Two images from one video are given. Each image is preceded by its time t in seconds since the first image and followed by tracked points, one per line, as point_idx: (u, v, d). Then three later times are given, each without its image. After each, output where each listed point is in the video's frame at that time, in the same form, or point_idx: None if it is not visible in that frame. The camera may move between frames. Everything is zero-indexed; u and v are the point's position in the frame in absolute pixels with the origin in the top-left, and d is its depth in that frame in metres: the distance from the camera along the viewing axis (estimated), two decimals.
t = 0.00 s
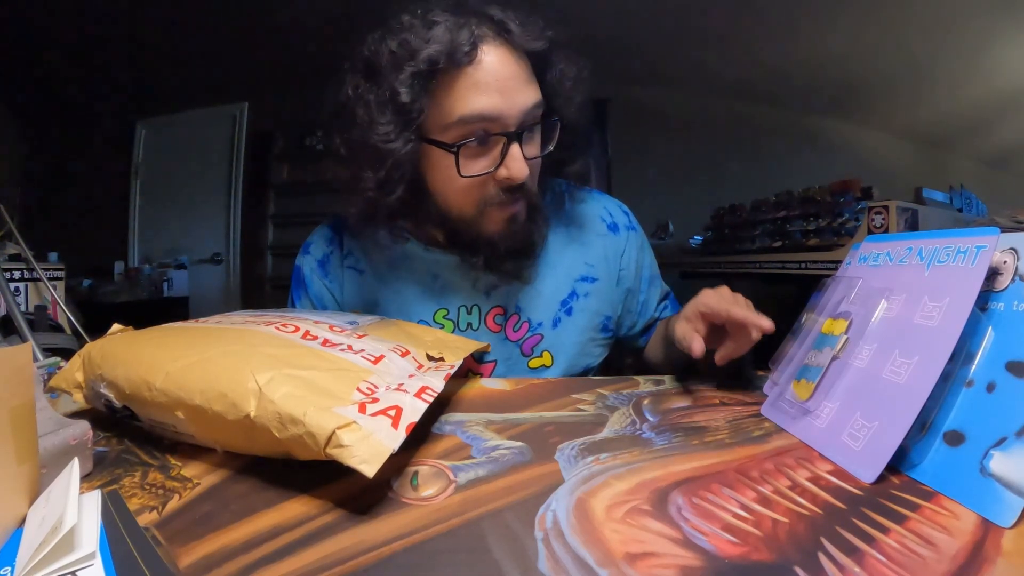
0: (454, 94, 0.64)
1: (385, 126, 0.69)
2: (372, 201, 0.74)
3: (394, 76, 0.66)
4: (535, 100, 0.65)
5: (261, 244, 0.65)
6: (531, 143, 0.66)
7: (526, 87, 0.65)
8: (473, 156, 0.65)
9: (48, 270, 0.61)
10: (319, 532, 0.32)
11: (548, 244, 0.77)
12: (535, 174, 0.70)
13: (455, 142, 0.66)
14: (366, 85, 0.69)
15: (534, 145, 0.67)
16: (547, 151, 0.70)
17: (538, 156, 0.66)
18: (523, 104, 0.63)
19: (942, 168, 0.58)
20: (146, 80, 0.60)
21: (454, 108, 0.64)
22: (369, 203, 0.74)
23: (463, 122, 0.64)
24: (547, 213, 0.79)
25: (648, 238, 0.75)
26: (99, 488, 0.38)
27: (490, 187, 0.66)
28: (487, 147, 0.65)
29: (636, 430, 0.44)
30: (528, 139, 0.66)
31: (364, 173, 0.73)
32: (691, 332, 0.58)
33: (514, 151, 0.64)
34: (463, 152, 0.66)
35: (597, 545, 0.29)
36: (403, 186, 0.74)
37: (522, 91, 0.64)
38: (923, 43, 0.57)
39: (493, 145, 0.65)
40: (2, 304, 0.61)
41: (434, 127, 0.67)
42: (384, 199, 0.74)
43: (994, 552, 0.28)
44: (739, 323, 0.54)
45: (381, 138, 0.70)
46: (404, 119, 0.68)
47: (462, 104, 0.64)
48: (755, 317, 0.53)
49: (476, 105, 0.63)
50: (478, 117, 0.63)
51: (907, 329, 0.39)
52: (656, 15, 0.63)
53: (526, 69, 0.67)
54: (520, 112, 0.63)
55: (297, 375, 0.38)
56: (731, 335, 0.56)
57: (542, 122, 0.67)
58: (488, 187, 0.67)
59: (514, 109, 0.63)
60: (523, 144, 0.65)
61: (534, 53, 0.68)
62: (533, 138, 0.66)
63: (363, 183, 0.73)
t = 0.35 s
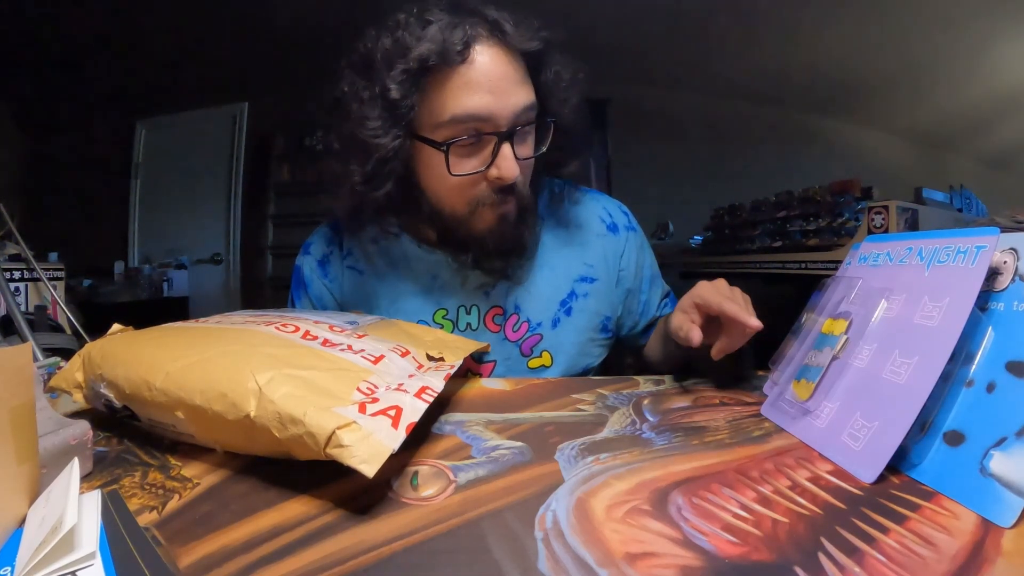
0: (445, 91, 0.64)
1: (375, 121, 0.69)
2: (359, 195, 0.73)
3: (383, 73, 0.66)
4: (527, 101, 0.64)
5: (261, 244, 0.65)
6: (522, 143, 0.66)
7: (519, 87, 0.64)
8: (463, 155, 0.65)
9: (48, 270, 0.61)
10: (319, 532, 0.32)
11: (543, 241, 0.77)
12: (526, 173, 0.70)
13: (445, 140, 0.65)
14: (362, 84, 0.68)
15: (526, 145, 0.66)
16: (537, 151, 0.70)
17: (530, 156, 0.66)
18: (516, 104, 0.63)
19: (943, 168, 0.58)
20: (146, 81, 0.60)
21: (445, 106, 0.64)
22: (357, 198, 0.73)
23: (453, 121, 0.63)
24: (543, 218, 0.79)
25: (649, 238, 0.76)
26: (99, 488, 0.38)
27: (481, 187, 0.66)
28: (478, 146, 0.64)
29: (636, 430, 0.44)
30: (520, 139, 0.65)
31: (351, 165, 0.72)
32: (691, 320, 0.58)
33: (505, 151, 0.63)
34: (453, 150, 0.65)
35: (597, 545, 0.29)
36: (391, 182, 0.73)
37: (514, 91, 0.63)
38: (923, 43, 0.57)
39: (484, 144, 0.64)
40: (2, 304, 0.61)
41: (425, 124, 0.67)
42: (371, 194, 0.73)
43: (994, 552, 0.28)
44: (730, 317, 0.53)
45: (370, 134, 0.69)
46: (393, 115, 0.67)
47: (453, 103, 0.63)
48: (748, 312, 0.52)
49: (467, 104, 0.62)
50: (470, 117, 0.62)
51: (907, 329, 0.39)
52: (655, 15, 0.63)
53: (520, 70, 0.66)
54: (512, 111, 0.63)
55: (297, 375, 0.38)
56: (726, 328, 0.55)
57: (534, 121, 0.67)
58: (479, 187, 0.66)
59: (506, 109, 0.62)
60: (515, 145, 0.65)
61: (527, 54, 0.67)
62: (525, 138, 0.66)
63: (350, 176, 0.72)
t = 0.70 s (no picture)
0: (443, 92, 0.64)
1: (373, 124, 0.68)
2: (358, 198, 0.73)
3: (381, 75, 0.65)
4: (525, 100, 0.64)
5: (261, 243, 0.65)
6: (521, 142, 0.66)
7: (518, 86, 0.64)
8: (462, 156, 0.65)
9: (48, 270, 0.61)
10: (319, 532, 0.32)
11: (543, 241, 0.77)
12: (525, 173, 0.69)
13: (445, 141, 0.65)
14: (359, 85, 0.68)
15: (525, 143, 0.66)
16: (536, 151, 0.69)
17: (529, 155, 0.66)
18: (514, 103, 0.63)
19: (943, 168, 0.58)
20: (146, 81, 0.60)
21: (444, 107, 0.64)
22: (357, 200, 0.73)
23: (452, 121, 0.63)
24: (543, 217, 0.80)
25: (648, 238, 0.76)
26: (99, 488, 0.38)
27: (481, 187, 0.66)
28: (477, 146, 0.64)
29: (636, 430, 0.44)
30: (519, 138, 0.65)
31: (349, 168, 0.71)
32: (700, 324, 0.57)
33: (505, 151, 0.63)
34: (452, 151, 0.65)
35: (597, 545, 0.29)
36: (392, 184, 0.73)
37: (513, 90, 0.63)
38: (923, 43, 0.57)
39: (483, 144, 0.64)
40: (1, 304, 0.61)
41: (424, 125, 0.66)
42: (370, 197, 0.73)
43: (994, 552, 0.28)
44: (741, 326, 0.53)
45: (368, 137, 0.69)
46: (392, 117, 0.67)
47: (451, 103, 0.63)
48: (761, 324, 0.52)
49: (466, 104, 0.62)
50: (469, 117, 0.62)
51: (907, 329, 0.39)
52: (655, 15, 0.63)
53: (518, 69, 0.66)
54: (511, 110, 0.63)
55: (297, 375, 0.38)
56: (736, 334, 0.55)
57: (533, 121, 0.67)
58: (478, 187, 0.66)
59: (505, 108, 0.62)
60: (515, 144, 0.65)
61: (525, 53, 0.68)
62: (525, 137, 0.66)
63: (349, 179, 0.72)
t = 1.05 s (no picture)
0: (443, 90, 0.64)
1: (373, 119, 0.69)
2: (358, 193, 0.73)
3: (382, 72, 0.66)
4: (525, 98, 0.64)
5: (260, 243, 0.65)
6: (521, 141, 0.66)
7: (518, 85, 0.64)
8: (462, 153, 0.65)
9: (48, 270, 0.61)
10: (319, 532, 0.32)
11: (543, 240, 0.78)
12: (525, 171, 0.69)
13: (444, 138, 0.65)
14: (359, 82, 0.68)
15: (525, 142, 0.66)
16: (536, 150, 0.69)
17: (529, 154, 0.66)
18: (514, 101, 0.63)
19: (943, 168, 0.58)
20: (146, 81, 0.60)
21: (445, 105, 0.64)
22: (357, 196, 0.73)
23: (453, 119, 0.63)
24: (543, 217, 0.80)
25: (648, 238, 0.76)
26: (99, 488, 0.38)
27: (480, 184, 0.66)
28: (477, 144, 0.64)
29: (636, 430, 0.44)
30: (519, 137, 0.65)
31: (348, 162, 0.72)
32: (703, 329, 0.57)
33: (504, 149, 0.63)
34: (451, 148, 0.65)
35: (597, 545, 0.29)
36: (391, 180, 0.74)
37: (513, 89, 0.63)
38: (924, 43, 0.57)
39: (483, 142, 0.64)
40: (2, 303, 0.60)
41: (424, 121, 0.67)
42: (370, 193, 0.73)
43: (994, 552, 0.28)
44: (745, 332, 0.53)
45: (370, 131, 0.70)
46: (392, 112, 0.68)
47: (451, 101, 0.63)
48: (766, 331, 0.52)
49: (467, 102, 0.62)
50: (469, 115, 0.63)
51: (907, 329, 0.39)
52: (656, 15, 0.63)
53: (518, 67, 0.66)
54: (511, 109, 0.63)
55: (297, 375, 0.38)
56: (739, 339, 0.55)
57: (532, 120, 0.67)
58: (477, 185, 0.66)
59: (505, 107, 0.62)
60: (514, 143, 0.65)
61: (524, 52, 0.68)
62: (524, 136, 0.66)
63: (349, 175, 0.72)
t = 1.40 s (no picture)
0: (442, 84, 0.66)
1: (372, 111, 0.71)
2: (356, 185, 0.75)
3: (381, 65, 0.69)
4: (523, 94, 0.65)
5: (261, 242, 0.65)
6: (519, 137, 0.67)
7: (516, 81, 0.65)
8: (459, 147, 0.66)
9: (48, 270, 0.61)
10: (319, 533, 0.32)
11: (543, 238, 0.78)
12: (524, 168, 0.70)
13: (442, 131, 0.67)
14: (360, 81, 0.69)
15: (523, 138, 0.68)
16: (535, 145, 0.70)
17: (526, 149, 0.67)
18: (511, 96, 0.64)
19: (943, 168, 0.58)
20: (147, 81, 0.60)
21: (443, 99, 0.66)
22: (354, 189, 0.75)
23: (451, 113, 0.65)
24: (543, 216, 0.80)
25: (649, 238, 0.76)
26: (99, 488, 0.38)
27: (477, 179, 0.67)
28: (474, 138, 0.65)
29: (636, 430, 0.44)
30: (517, 133, 0.67)
31: (347, 153, 0.74)
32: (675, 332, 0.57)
33: (501, 142, 0.64)
34: (449, 141, 0.66)
35: (597, 545, 0.29)
36: (389, 172, 0.75)
37: (511, 84, 0.65)
38: (923, 43, 0.57)
39: (481, 136, 0.65)
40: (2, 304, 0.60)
41: (423, 116, 0.69)
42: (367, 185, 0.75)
43: (994, 553, 0.28)
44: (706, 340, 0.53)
45: (368, 124, 0.72)
46: (390, 104, 0.70)
47: (450, 95, 0.65)
48: (732, 336, 0.59)
49: (465, 96, 0.64)
50: (467, 109, 0.64)
51: (907, 329, 0.39)
52: (655, 15, 0.63)
53: (517, 64, 0.68)
54: (508, 104, 0.64)
55: (297, 375, 0.38)
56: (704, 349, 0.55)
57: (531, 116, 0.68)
58: (474, 179, 0.67)
59: (502, 102, 0.64)
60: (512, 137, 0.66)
61: (523, 48, 0.69)
62: (522, 131, 0.67)
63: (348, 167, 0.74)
